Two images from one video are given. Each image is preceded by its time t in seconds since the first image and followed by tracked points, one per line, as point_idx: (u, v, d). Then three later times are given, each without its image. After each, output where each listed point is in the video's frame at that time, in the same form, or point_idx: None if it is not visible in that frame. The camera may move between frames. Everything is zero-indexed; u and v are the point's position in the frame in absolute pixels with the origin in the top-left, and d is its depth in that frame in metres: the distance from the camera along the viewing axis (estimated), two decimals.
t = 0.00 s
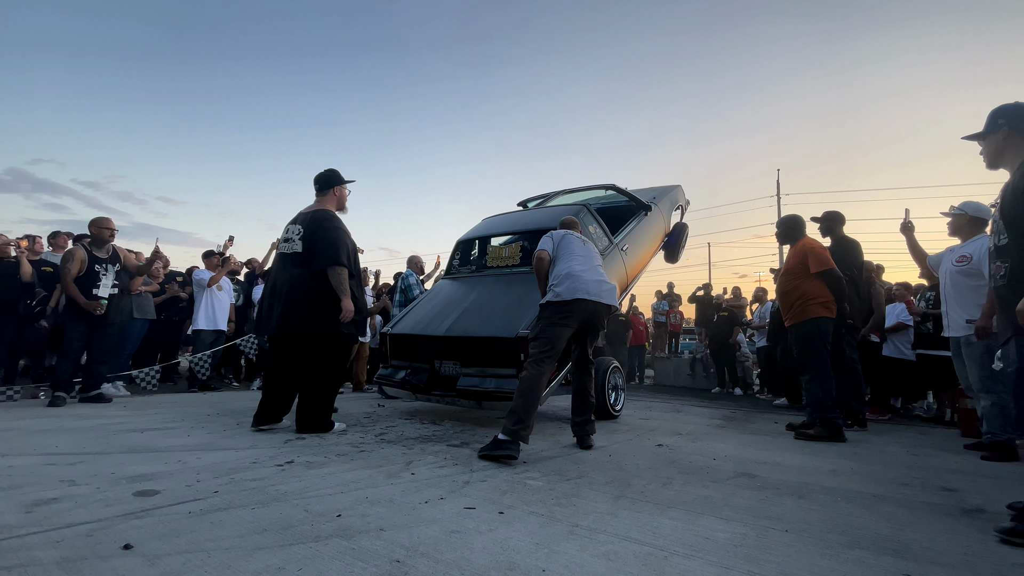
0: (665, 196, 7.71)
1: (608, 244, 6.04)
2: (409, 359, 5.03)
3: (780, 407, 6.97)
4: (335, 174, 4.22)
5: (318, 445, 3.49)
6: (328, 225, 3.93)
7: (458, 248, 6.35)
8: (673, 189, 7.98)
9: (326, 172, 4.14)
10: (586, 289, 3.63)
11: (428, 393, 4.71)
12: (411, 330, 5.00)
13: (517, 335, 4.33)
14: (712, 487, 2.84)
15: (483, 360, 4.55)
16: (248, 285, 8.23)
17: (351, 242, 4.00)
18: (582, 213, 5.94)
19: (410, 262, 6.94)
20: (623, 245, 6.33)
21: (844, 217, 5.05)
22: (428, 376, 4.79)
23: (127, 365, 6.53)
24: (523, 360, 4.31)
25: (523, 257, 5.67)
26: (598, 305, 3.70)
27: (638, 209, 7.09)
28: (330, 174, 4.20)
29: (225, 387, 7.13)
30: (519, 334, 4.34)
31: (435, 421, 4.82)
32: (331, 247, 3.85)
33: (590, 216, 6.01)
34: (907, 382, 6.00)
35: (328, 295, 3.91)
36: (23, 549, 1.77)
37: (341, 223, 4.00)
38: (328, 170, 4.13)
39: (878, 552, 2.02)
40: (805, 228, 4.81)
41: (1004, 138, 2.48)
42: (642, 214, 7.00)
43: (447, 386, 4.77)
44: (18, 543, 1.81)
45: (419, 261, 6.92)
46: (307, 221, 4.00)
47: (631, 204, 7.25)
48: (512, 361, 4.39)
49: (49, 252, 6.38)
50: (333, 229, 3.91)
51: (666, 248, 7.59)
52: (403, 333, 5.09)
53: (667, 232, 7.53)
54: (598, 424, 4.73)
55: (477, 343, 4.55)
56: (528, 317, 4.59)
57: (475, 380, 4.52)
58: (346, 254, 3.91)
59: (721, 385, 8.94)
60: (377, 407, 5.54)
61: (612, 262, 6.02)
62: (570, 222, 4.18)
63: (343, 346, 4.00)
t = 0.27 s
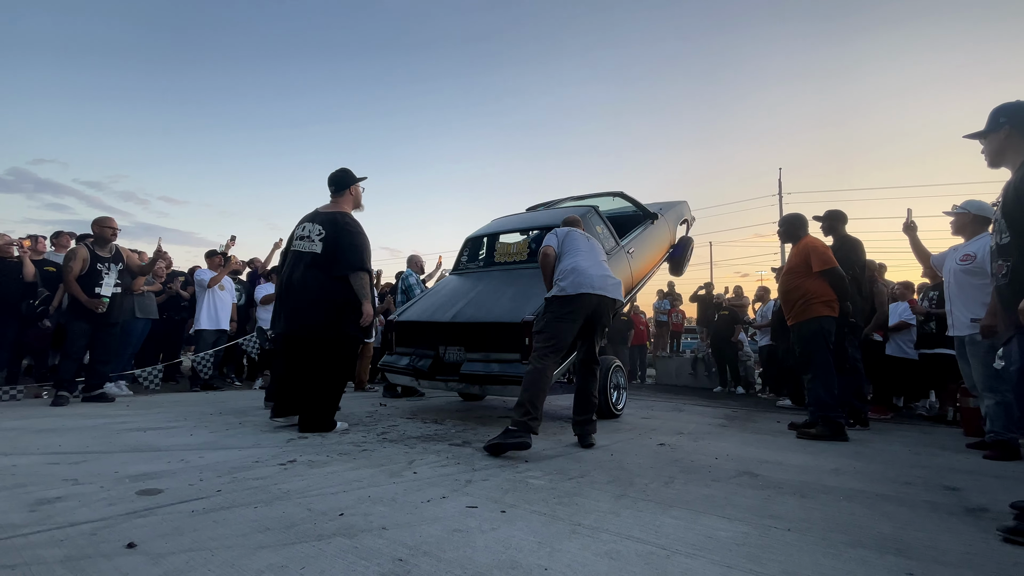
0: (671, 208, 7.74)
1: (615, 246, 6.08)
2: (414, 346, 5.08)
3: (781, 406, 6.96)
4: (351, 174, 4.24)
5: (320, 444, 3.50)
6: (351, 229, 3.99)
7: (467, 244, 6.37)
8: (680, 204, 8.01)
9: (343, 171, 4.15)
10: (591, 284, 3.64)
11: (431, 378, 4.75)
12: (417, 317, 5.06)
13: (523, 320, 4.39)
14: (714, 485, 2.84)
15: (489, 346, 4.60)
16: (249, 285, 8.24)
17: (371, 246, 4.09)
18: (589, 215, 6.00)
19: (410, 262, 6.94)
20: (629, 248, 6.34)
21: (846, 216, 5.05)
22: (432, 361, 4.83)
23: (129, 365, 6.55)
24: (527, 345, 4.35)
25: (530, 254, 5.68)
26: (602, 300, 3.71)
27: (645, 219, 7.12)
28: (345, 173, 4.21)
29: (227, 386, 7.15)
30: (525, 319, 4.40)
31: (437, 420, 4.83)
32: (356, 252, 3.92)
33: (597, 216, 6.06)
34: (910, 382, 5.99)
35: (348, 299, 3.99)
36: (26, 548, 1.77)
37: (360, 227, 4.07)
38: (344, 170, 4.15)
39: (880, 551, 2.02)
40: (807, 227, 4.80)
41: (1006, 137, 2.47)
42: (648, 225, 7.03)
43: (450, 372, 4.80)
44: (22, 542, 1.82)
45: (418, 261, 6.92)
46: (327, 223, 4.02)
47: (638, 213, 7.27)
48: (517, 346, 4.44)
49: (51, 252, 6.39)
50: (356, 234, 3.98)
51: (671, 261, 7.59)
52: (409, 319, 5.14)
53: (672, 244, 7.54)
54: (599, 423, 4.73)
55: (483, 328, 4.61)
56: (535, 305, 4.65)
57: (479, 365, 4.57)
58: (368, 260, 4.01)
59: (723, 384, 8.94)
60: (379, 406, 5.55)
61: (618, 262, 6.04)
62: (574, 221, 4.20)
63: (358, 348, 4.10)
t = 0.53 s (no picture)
0: (678, 228, 7.75)
1: (621, 248, 6.13)
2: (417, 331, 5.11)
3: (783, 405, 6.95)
4: (351, 176, 4.28)
5: (322, 443, 3.50)
6: (356, 228, 4.03)
7: (477, 242, 6.40)
8: (687, 226, 8.01)
9: (344, 174, 4.18)
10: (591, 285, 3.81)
11: (433, 360, 4.78)
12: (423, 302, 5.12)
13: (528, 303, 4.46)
14: (716, 485, 2.84)
15: (492, 328, 4.64)
16: (251, 285, 8.25)
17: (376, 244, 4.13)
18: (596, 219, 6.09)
19: (409, 261, 6.94)
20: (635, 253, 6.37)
21: (849, 215, 5.04)
22: (434, 343, 4.87)
23: (132, 365, 6.57)
24: (530, 326, 4.39)
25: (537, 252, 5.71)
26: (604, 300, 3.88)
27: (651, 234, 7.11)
28: (346, 175, 4.24)
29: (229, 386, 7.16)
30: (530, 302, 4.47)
31: (439, 419, 4.83)
32: (363, 250, 3.96)
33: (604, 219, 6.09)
34: (912, 380, 5.98)
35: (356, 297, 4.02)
36: (29, 548, 1.78)
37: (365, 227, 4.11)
38: (345, 172, 4.18)
39: (882, 550, 2.02)
40: (810, 225, 4.79)
41: (1007, 135, 2.46)
42: (654, 240, 7.02)
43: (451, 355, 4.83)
44: (25, 541, 1.82)
45: (418, 261, 6.92)
46: (332, 224, 4.05)
47: (645, 228, 7.25)
48: (520, 328, 4.48)
49: (54, 253, 6.41)
50: (361, 232, 4.02)
51: (676, 280, 7.55)
52: (415, 304, 5.20)
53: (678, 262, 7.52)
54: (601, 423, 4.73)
55: (487, 310, 4.66)
56: (539, 291, 4.71)
57: (481, 347, 4.61)
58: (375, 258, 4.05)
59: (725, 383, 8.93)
60: (381, 406, 5.55)
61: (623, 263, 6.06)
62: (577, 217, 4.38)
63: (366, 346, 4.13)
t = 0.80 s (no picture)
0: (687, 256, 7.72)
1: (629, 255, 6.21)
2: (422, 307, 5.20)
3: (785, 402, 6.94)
4: (342, 181, 4.34)
5: (324, 441, 3.50)
6: (352, 223, 4.09)
7: (489, 240, 6.44)
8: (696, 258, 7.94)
9: (336, 178, 4.25)
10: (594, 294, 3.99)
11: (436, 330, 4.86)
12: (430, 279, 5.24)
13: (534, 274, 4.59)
14: (719, 482, 2.84)
15: (496, 300, 4.74)
16: (253, 284, 8.26)
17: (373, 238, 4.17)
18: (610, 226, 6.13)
19: (409, 259, 6.95)
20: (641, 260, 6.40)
21: (852, 211, 5.02)
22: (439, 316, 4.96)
23: (135, 364, 6.58)
24: (533, 295, 4.49)
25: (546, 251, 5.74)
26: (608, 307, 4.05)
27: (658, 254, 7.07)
28: (337, 181, 4.30)
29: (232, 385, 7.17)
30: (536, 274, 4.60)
31: (441, 417, 4.83)
32: (359, 242, 4.01)
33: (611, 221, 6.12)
34: (913, 377, 5.96)
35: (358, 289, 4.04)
36: (32, 546, 1.78)
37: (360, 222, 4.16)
38: (336, 177, 4.24)
39: (885, 547, 2.01)
40: (812, 222, 4.78)
41: (1011, 131, 2.45)
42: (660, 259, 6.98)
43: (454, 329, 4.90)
44: (29, 540, 1.83)
45: (418, 259, 6.93)
46: (327, 224, 4.11)
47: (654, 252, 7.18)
48: (523, 298, 4.57)
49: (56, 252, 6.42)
50: (357, 227, 4.07)
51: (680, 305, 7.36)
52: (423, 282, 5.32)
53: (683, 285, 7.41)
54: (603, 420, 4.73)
55: (492, 283, 4.78)
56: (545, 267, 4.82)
57: (484, 318, 4.69)
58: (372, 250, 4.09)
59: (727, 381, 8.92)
60: (384, 404, 5.56)
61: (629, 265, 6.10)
62: (582, 209, 4.46)
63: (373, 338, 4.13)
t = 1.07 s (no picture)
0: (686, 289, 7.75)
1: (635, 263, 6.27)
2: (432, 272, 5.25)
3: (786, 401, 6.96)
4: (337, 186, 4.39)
5: (327, 440, 3.51)
6: (348, 220, 4.13)
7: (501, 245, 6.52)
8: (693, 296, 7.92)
9: (331, 184, 4.30)
10: (616, 300, 4.02)
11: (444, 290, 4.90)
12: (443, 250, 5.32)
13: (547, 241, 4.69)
14: (721, 480, 2.84)
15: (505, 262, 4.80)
16: (254, 284, 8.26)
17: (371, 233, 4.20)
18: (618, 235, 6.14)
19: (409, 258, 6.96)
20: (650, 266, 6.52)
21: (854, 210, 5.01)
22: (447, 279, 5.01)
23: (137, 363, 6.60)
24: (545, 258, 4.61)
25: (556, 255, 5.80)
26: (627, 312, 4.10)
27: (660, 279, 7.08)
28: (332, 187, 4.34)
29: (234, 384, 7.18)
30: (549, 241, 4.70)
31: (443, 416, 4.84)
32: (357, 235, 4.04)
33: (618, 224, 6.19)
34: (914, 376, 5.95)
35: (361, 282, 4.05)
36: (37, 545, 1.79)
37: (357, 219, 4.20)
38: (331, 183, 4.29)
39: (888, 545, 2.01)
40: (813, 221, 4.77)
41: (1014, 128, 2.45)
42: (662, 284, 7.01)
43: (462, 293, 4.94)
44: (33, 539, 1.83)
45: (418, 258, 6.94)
46: (326, 225, 4.16)
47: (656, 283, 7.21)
48: (532, 261, 4.64)
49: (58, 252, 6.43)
50: (353, 223, 4.11)
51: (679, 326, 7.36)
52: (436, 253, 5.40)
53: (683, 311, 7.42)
54: (605, 419, 4.73)
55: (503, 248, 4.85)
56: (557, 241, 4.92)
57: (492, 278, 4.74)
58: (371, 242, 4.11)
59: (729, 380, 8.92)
60: (386, 403, 5.56)
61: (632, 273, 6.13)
62: (598, 205, 4.44)
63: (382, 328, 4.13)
